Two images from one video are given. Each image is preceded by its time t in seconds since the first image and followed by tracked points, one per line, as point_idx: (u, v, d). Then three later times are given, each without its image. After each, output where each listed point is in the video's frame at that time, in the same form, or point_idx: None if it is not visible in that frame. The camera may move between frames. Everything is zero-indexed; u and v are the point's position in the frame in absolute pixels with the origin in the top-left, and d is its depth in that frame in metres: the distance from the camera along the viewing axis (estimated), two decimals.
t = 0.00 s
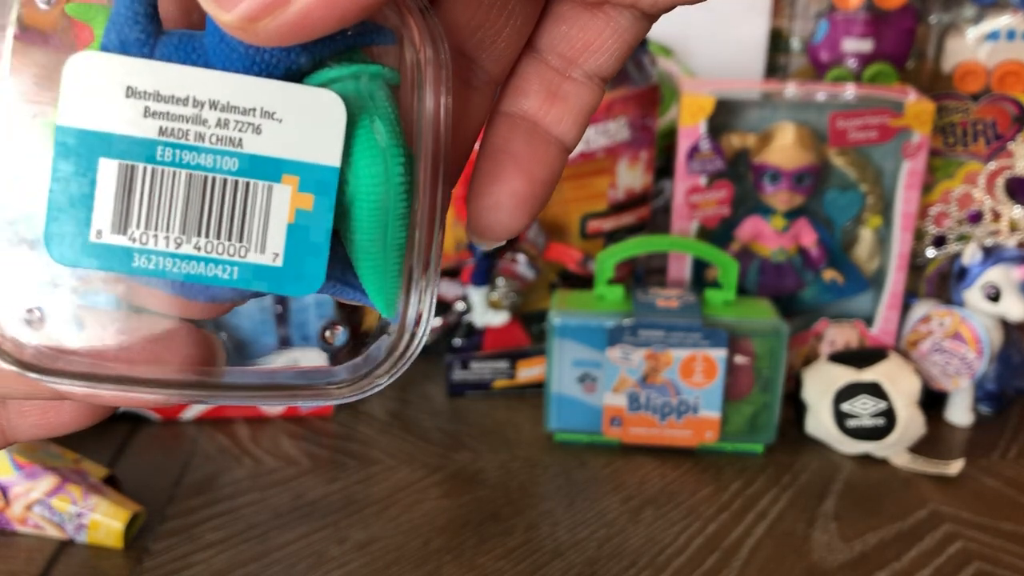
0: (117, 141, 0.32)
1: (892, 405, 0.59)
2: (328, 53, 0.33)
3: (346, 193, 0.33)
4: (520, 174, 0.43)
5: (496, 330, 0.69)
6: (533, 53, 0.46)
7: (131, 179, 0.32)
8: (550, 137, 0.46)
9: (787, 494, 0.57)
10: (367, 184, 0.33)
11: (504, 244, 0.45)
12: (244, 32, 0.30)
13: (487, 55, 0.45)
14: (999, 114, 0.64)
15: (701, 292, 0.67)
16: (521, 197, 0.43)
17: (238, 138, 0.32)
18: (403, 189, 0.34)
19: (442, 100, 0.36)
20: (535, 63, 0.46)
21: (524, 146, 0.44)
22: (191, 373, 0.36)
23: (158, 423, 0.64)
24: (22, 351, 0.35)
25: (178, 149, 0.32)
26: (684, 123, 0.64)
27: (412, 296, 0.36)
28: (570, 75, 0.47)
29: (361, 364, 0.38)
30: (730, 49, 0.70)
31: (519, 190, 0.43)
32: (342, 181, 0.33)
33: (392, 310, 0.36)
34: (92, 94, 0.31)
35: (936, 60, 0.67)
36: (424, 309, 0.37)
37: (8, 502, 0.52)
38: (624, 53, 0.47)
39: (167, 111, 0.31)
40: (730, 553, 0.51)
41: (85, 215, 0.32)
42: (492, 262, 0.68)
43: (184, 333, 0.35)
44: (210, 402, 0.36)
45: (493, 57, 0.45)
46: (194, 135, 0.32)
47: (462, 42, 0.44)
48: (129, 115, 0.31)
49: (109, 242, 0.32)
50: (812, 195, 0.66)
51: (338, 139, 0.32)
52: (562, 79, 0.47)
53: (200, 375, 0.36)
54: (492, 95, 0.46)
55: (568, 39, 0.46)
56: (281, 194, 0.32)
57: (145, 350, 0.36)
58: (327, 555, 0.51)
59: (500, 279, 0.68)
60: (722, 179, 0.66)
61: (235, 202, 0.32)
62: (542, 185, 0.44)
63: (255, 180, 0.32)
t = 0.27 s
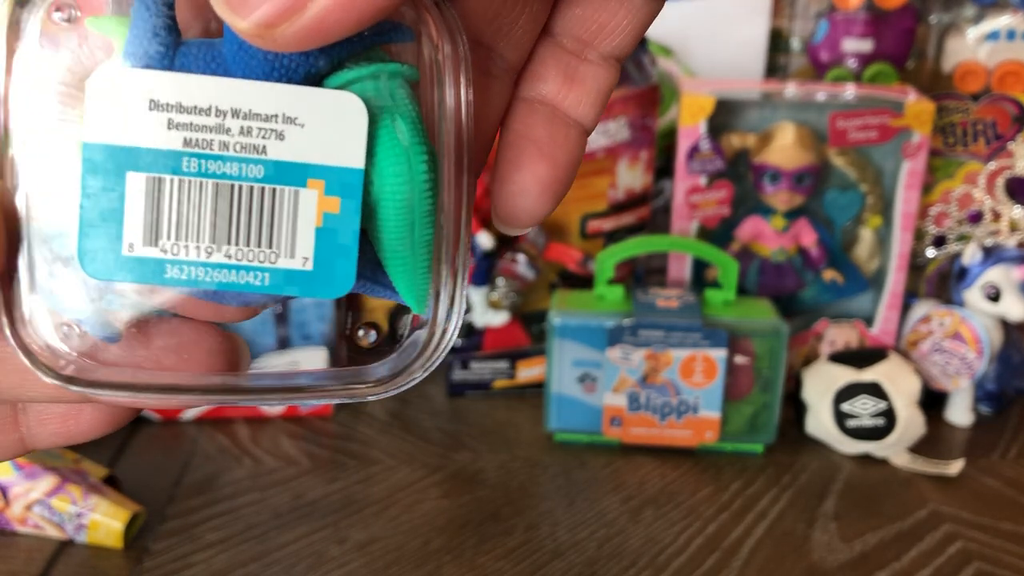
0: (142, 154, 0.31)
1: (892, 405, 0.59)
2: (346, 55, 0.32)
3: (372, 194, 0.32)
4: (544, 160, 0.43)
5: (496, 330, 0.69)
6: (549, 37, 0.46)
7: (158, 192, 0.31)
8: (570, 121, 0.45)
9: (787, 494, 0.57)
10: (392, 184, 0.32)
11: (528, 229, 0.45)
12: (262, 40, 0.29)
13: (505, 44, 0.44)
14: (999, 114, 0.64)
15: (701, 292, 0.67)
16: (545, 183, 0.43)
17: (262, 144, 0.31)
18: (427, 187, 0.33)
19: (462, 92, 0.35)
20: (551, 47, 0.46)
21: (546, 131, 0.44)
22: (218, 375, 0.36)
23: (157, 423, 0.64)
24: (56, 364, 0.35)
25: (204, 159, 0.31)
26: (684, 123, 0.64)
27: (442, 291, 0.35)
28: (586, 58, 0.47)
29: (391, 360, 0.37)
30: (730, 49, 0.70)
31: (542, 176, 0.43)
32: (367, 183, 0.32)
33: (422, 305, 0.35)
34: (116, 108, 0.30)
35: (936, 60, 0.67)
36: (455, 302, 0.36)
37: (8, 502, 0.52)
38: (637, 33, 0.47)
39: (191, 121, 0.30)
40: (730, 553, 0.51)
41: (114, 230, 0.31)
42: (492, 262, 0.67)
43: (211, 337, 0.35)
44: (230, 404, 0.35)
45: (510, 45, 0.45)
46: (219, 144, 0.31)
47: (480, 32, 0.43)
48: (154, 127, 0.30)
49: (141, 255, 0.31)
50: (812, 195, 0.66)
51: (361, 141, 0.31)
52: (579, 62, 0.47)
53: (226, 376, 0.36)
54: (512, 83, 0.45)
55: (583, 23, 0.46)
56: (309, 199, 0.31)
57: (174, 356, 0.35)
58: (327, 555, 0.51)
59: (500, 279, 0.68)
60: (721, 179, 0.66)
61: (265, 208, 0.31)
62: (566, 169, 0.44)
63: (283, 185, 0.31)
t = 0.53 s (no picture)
0: (145, 162, 0.31)
1: (892, 405, 0.59)
2: (348, 55, 0.32)
3: (378, 195, 0.32)
4: (546, 155, 0.43)
5: (496, 330, 0.69)
6: (549, 28, 0.46)
7: (163, 199, 0.31)
8: (571, 111, 0.45)
9: (787, 494, 0.57)
10: (398, 183, 0.32)
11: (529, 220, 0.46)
12: (265, 42, 0.29)
13: (506, 37, 0.43)
14: (999, 114, 0.64)
15: (701, 293, 0.67)
16: (548, 176, 0.44)
17: (266, 148, 0.31)
18: (434, 186, 0.33)
19: (465, 88, 0.34)
20: (550, 37, 0.46)
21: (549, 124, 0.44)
22: (215, 382, 0.35)
23: (157, 423, 0.64)
24: (61, 376, 0.35)
25: (208, 164, 0.31)
26: (684, 123, 0.64)
27: (452, 290, 0.35)
28: (586, 47, 0.47)
29: (402, 361, 0.37)
30: (731, 49, 0.70)
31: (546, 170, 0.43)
32: (374, 184, 0.32)
33: (432, 306, 0.35)
34: (117, 116, 0.30)
35: (937, 59, 0.67)
36: (466, 298, 0.36)
37: (7, 503, 0.52)
38: (638, 15, 0.48)
39: (194, 127, 0.30)
40: (731, 553, 0.51)
41: (119, 238, 0.31)
42: (492, 262, 0.67)
43: (209, 341, 0.35)
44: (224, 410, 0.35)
45: (511, 38, 0.44)
46: (222, 149, 0.31)
47: (481, 27, 0.42)
48: (156, 135, 0.30)
49: (147, 263, 0.31)
50: (812, 195, 0.66)
51: (366, 143, 0.31)
52: (579, 52, 0.47)
53: (222, 383, 0.35)
54: (513, 77, 0.45)
55: (584, 12, 0.46)
56: (315, 202, 0.31)
57: (172, 362, 0.35)
58: (327, 555, 0.51)
59: (500, 279, 0.67)
60: (721, 178, 0.66)
61: (271, 212, 0.31)
62: (568, 162, 0.44)
63: (289, 189, 0.31)
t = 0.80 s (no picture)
0: (154, 167, 0.30)
1: (893, 405, 0.59)
2: (354, 56, 0.32)
3: (387, 195, 0.32)
4: (551, 151, 0.43)
5: (496, 330, 0.69)
6: (554, 24, 0.46)
7: (172, 204, 0.31)
8: (575, 106, 0.45)
9: (787, 494, 0.57)
10: (407, 184, 0.32)
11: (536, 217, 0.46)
12: (271, 45, 0.29)
13: (512, 34, 0.44)
14: (999, 114, 0.64)
15: (701, 292, 0.67)
16: (553, 172, 0.43)
17: (275, 151, 0.31)
18: (442, 185, 0.32)
19: (471, 86, 0.34)
20: (555, 33, 0.46)
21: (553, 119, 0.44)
22: (223, 386, 0.36)
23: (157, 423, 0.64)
24: (72, 383, 0.35)
25: (216, 168, 0.31)
26: (684, 123, 0.64)
27: (461, 289, 0.35)
28: (590, 42, 0.47)
29: (415, 361, 0.37)
30: (731, 49, 0.70)
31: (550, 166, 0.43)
32: (382, 185, 0.32)
33: (442, 306, 0.35)
34: (126, 122, 0.30)
35: (937, 59, 0.67)
36: (476, 298, 0.36)
37: (7, 503, 0.52)
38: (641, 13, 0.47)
39: (201, 131, 0.30)
40: (731, 553, 0.51)
41: (128, 244, 0.31)
42: (492, 261, 0.67)
43: (210, 344, 0.36)
44: (233, 413, 0.35)
45: (517, 35, 0.44)
46: (230, 153, 0.31)
47: (485, 23, 0.42)
48: (164, 139, 0.30)
49: (157, 269, 0.31)
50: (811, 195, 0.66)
51: (375, 144, 0.31)
52: (584, 47, 0.47)
53: (230, 387, 0.36)
54: (518, 73, 0.45)
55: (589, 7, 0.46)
56: (324, 205, 0.31)
57: (180, 368, 0.36)
58: (327, 555, 0.51)
59: (500, 279, 0.67)
60: (721, 177, 0.66)
61: (280, 214, 0.31)
62: (573, 157, 0.44)
63: (298, 191, 0.31)
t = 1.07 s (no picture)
0: (155, 166, 0.30)
1: (893, 405, 0.59)
2: (356, 55, 0.32)
3: (390, 195, 0.32)
4: (552, 151, 0.43)
5: (496, 330, 0.68)
6: (556, 23, 0.46)
7: (173, 203, 0.31)
8: (576, 106, 0.45)
9: (787, 494, 0.57)
10: (409, 183, 0.32)
11: (535, 216, 0.46)
12: (273, 44, 0.29)
13: (514, 33, 0.44)
14: (999, 113, 0.64)
15: (701, 292, 0.67)
16: (554, 173, 0.43)
17: (277, 150, 0.31)
18: (445, 184, 0.32)
19: (473, 86, 0.34)
20: (557, 33, 0.46)
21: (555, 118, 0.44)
22: (224, 386, 0.36)
23: (157, 423, 0.64)
24: (73, 383, 0.35)
25: (217, 168, 0.31)
26: (685, 123, 0.64)
27: (464, 289, 0.35)
28: (592, 41, 0.47)
29: (417, 361, 0.37)
30: (731, 49, 0.70)
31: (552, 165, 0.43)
32: (385, 185, 0.32)
33: (444, 306, 0.35)
34: (128, 122, 0.30)
35: (937, 59, 0.67)
36: (478, 297, 0.36)
37: (7, 503, 0.52)
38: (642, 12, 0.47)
39: (203, 130, 0.30)
40: (731, 553, 0.51)
41: (130, 243, 0.31)
42: (492, 261, 0.67)
43: (211, 344, 0.36)
44: (234, 414, 0.35)
45: (519, 35, 0.44)
46: (232, 152, 0.31)
47: (488, 22, 0.42)
48: (166, 139, 0.30)
49: (159, 268, 0.31)
50: (812, 196, 0.66)
51: (377, 143, 0.31)
52: (585, 46, 0.47)
53: (230, 386, 0.36)
54: (520, 72, 0.45)
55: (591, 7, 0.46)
56: (326, 204, 0.31)
57: (180, 367, 0.36)
58: (326, 555, 0.51)
59: (500, 279, 0.67)
60: (721, 178, 0.66)
61: (282, 214, 0.31)
62: (574, 157, 0.44)
63: (300, 191, 0.31)
